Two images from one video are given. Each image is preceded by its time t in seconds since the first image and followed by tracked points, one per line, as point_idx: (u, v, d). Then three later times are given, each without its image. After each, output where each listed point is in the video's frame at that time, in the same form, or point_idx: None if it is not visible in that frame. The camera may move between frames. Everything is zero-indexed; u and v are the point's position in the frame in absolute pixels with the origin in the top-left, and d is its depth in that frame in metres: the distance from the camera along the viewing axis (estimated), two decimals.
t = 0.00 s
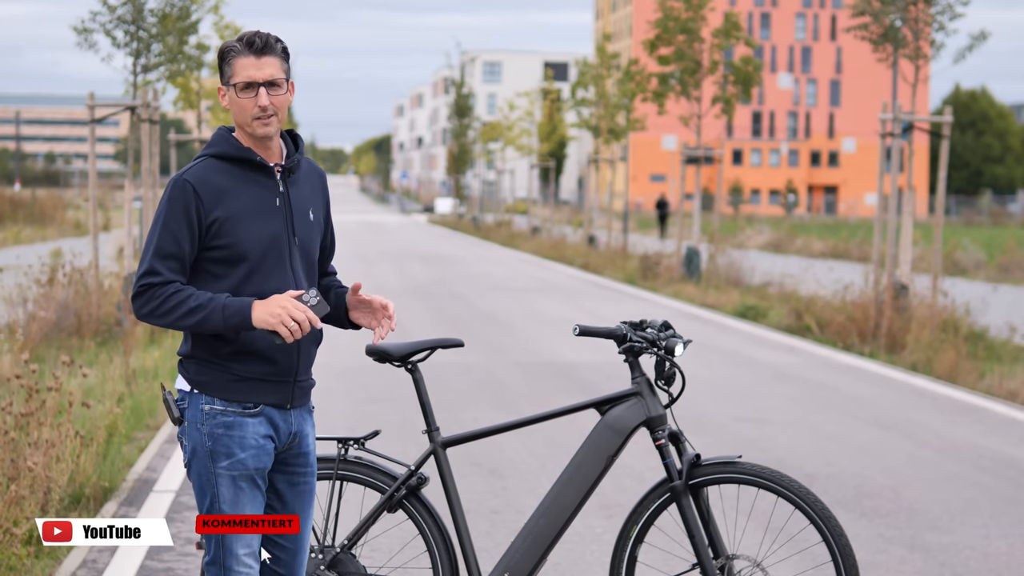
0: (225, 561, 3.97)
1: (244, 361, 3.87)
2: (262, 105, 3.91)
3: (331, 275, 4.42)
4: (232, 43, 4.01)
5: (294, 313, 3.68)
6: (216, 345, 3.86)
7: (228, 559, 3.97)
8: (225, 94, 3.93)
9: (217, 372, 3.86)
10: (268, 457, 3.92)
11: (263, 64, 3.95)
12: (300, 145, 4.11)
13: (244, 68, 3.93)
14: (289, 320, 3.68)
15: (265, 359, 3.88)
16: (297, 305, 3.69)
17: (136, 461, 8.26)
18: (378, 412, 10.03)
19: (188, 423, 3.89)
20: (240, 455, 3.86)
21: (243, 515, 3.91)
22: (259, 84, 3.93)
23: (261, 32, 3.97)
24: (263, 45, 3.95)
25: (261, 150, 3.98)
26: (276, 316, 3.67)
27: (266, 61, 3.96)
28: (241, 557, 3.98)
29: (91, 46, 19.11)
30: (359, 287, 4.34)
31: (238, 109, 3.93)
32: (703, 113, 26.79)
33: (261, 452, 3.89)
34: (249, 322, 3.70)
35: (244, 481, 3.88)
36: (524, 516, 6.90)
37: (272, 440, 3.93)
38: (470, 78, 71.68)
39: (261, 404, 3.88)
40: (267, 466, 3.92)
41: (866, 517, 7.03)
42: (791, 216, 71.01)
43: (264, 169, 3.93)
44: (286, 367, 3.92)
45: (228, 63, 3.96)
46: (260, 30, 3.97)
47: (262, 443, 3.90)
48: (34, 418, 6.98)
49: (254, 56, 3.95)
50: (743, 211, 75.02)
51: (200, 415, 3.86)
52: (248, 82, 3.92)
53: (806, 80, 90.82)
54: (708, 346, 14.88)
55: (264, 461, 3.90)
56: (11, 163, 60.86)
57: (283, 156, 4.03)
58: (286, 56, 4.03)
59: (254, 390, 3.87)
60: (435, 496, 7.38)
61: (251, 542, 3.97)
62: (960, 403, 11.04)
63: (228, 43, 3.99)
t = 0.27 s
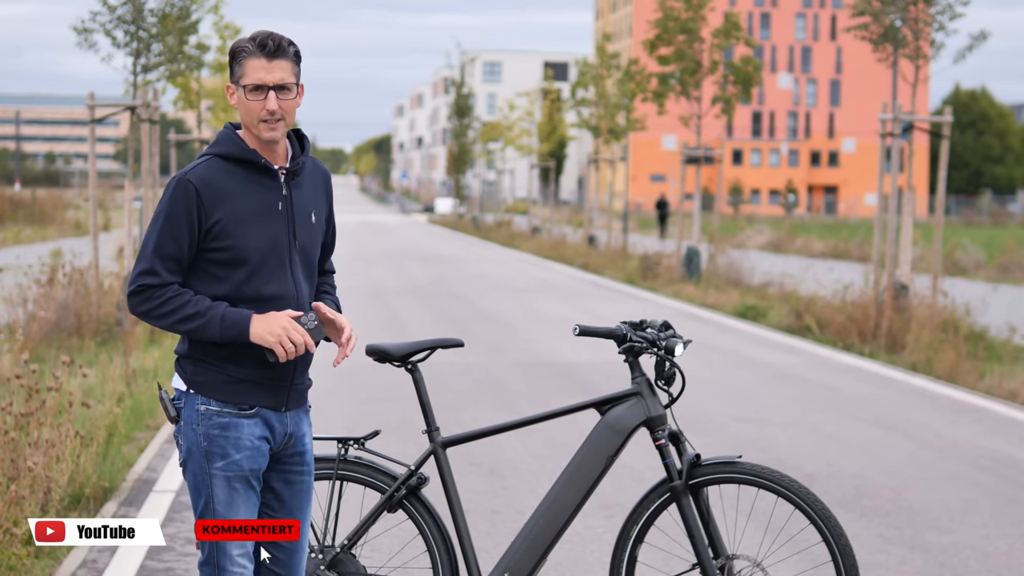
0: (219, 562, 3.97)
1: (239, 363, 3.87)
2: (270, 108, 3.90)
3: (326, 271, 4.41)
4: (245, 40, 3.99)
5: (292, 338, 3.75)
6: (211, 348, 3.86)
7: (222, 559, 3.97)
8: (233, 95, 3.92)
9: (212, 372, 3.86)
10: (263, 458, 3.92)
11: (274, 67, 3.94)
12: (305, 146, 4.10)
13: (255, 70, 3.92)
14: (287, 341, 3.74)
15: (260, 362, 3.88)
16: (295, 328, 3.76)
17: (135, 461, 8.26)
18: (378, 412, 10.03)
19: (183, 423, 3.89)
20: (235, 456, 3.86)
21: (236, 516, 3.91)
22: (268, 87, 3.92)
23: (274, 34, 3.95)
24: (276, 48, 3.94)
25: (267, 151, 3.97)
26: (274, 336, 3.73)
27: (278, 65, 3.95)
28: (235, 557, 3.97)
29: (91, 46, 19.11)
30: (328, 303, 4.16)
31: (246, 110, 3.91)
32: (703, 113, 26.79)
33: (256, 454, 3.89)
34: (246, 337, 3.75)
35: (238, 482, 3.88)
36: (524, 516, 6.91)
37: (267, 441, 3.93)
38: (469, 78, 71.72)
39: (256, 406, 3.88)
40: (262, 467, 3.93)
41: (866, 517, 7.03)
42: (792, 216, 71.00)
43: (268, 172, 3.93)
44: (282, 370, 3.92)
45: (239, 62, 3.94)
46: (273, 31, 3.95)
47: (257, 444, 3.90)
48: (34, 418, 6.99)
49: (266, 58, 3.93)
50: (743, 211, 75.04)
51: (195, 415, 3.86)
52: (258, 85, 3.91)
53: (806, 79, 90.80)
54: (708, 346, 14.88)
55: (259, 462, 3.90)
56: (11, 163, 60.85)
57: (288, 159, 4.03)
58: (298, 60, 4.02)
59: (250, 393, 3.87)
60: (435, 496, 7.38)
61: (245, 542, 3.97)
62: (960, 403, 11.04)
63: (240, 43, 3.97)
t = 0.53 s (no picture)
0: (219, 562, 3.96)
1: (240, 364, 3.87)
2: (271, 111, 3.89)
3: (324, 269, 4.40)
4: (245, 42, 3.97)
5: (298, 339, 3.77)
6: (212, 349, 3.86)
7: (222, 561, 3.96)
8: (234, 96, 3.91)
9: (212, 373, 3.86)
10: (263, 458, 3.92)
11: (275, 69, 3.93)
12: (303, 146, 4.10)
13: (256, 72, 3.90)
14: (292, 342, 3.76)
15: (260, 361, 3.88)
16: (301, 330, 3.77)
17: (135, 461, 8.26)
18: (379, 412, 10.03)
19: (183, 424, 3.89)
20: (236, 457, 3.87)
21: (235, 518, 3.91)
22: (269, 90, 3.90)
23: (275, 35, 3.94)
24: (277, 50, 3.92)
25: (267, 152, 3.96)
26: (279, 338, 3.74)
27: (279, 67, 3.93)
28: (235, 559, 3.96)
29: (91, 46, 19.11)
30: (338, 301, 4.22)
31: (246, 112, 3.91)
32: (703, 113, 26.78)
33: (257, 454, 3.89)
34: (251, 338, 3.74)
35: (238, 483, 3.89)
36: (524, 516, 6.90)
37: (267, 442, 3.93)
38: (469, 78, 71.70)
39: (256, 406, 3.88)
40: (262, 468, 3.93)
41: (866, 517, 7.03)
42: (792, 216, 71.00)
43: (267, 173, 3.93)
44: (283, 370, 3.91)
45: (239, 64, 3.93)
46: (274, 33, 3.94)
47: (257, 445, 3.89)
48: (34, 418, 6.98)
49: (267, 60, 3.92)
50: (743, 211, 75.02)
51: (195, 416, 3.86)
52: (258, 88, 3.90)
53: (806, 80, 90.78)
54: (708, 346, 14.88)
55: (259, 462, 3.91)
56: (11, 164, 60.84)
57: (286, 159, 4.03)
58: (298, 60, 4.00)
59: (250, 393, 3.87)
60: (435, 496, 7.38)
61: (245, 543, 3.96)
62: (960, 403, 11.04)
63: (240, 43, 3.95)
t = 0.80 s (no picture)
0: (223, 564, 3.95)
1: (241, 363, 3.87)
2: (264, 109, 3.91)
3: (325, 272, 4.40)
4: (235, 43, 4.00)
5: (297, 337, 3.76)
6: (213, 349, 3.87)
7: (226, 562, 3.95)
8: (227, 98, 3.93)
9: (213, 372, 3.87)
10: (268, 458, 3.92)
11: (265, 68, 3.95)
12: (298, 145, 4.10)
13: (246, 72, 3.93)
14: (292, 341, 3.75)
15: (261, 359, 3.88)
16: (300, 329, 3.76)
17: (136, 461, 8.26)
18: (378, 412, 10.03)
19: (186, 425, 3.91)
20: (239, 457, 3.87)
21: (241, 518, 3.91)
22: (261, 89, 3.92)
23: (263, 35, 3.97)
24: (266, 49, 3.95)
25: (261, 152, 3.97)
26: (278, 336, 3.74)
27: (269, 65, 3.95)
28: (240, 559, 3.99)
29: (91, 46, 19.12)
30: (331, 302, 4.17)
31: (239, 112, 3.92)
32: (703, 113, 26.79)
33: (261, 454, 3.89)
34: (251, 338, 3.74)
35: (242, 482, 3.89)
36: (524, 516, 6.90)
37: (273, 441, 3.93)
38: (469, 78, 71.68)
39: (260, 405, 3.88)
40: (268, 467, 3.93)
41: (866, 517, 7.03)
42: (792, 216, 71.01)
43: (263, 171, 3.93)
44: (286, 368, 3.93)
45: (229, 65, 3.95)
46: (263, 32, 3.97)
47: (262, 445, 3.89)
48: (34, 418, 6.98)
49: (256, 60, 3.94)
50: (743, 211, 75.02)
51: (198, 417, 3.87)
52: (250, 87, 3.92)
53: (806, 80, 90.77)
54: (708, 346, 14.88)
55: (264, 462, 3.90)
56: (11, 164, 60.82)
57: (282, 156, 4.03)
58: (288, 59, 4.03)
59: (254, 392, 3.87)
60: (435, 496, 7.38)
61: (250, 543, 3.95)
62: (960, 403, 11.04)
63: (229, 46, 3.97)
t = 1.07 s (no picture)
0: (224, 562, 3.96)
1: (244, 359, 3.87)
2: (265, 107, 3.92)
3: (342, 271, 4.42)
4: (235, 42, 4.01)
5: (290, 302, 3.66)
6: (215, 344, 3.88)
7: (226, 560, 3.95)
8: (227, 98, 3.94)
9: (217, 369, 3.87)
10: (270, 456, 3.92)
11: (264, 66, 3.95)
12: (304, 142, 4.10)
13: (245, 70, 3.93)
14: (283, 314, 3.66)
15: (264, 355, 3.88)
16: (290, 299, 3.66)
17: (135, 461, 8.26)
18: (379, 412, 10.03)
19: (190, 422, 3.92)
20: (241, 455, 3.87)
21: (242, 517, 3.91)
22: (261, 86, 3.93)
23: (261, 33, 3.97)
24: (263, 47, 3.95)
25: (265, 148, 3.98)
26: (269, 311, 3.65)
27: (268, 63, 3.96)
28: (241, 559, 3.95)
29: (91, 46, 19.12)
30: (377, 268, 4.34)
31: (241, 110, 3.93)
32: (703, 113, 26.79)
33: (263, 452, 3.89)
34: (243, 318, 3.68)
35: (244, 481, 3.89)
36: (524, 516, 6.90)
37: (275, 440, 3.93)
38: (469, 78, 71.63)
39: (263, 403, 3.88)
40: (270, 465, 3.92)
41: (866, 517, 7.03)
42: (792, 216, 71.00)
43: (265, 167, 3.93)
44: (289, 364, 3.92)
45: (229, 65, 3.96)
46: (260, 31, 3.98)
47: (264, 443, 3.89)
48: (34, 418, 6.98)
49: (255, 58, 3.95)
50: (743, 211, 75.01)
51: (202, 413, 3.89)
52: (250, 86, 3.92)
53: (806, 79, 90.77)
54: (708, 346, 14.88)
55: (265, 460, 3.90)
56: (11, 163, 60.79)
57: (287, 153, 4.03)
58: (287, 56, 4.03)
59: (255, 389, 3.87)
60: (435, 496, 7.38)
61: (251, 541, 3.95)
62: (960, 403, 11.04)
63: (228, 46, 3.98)
